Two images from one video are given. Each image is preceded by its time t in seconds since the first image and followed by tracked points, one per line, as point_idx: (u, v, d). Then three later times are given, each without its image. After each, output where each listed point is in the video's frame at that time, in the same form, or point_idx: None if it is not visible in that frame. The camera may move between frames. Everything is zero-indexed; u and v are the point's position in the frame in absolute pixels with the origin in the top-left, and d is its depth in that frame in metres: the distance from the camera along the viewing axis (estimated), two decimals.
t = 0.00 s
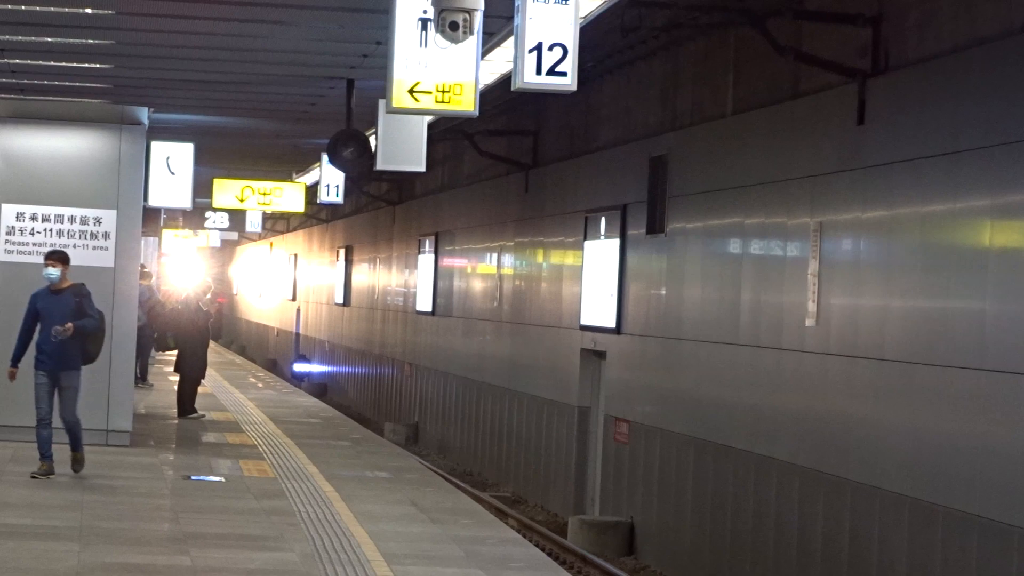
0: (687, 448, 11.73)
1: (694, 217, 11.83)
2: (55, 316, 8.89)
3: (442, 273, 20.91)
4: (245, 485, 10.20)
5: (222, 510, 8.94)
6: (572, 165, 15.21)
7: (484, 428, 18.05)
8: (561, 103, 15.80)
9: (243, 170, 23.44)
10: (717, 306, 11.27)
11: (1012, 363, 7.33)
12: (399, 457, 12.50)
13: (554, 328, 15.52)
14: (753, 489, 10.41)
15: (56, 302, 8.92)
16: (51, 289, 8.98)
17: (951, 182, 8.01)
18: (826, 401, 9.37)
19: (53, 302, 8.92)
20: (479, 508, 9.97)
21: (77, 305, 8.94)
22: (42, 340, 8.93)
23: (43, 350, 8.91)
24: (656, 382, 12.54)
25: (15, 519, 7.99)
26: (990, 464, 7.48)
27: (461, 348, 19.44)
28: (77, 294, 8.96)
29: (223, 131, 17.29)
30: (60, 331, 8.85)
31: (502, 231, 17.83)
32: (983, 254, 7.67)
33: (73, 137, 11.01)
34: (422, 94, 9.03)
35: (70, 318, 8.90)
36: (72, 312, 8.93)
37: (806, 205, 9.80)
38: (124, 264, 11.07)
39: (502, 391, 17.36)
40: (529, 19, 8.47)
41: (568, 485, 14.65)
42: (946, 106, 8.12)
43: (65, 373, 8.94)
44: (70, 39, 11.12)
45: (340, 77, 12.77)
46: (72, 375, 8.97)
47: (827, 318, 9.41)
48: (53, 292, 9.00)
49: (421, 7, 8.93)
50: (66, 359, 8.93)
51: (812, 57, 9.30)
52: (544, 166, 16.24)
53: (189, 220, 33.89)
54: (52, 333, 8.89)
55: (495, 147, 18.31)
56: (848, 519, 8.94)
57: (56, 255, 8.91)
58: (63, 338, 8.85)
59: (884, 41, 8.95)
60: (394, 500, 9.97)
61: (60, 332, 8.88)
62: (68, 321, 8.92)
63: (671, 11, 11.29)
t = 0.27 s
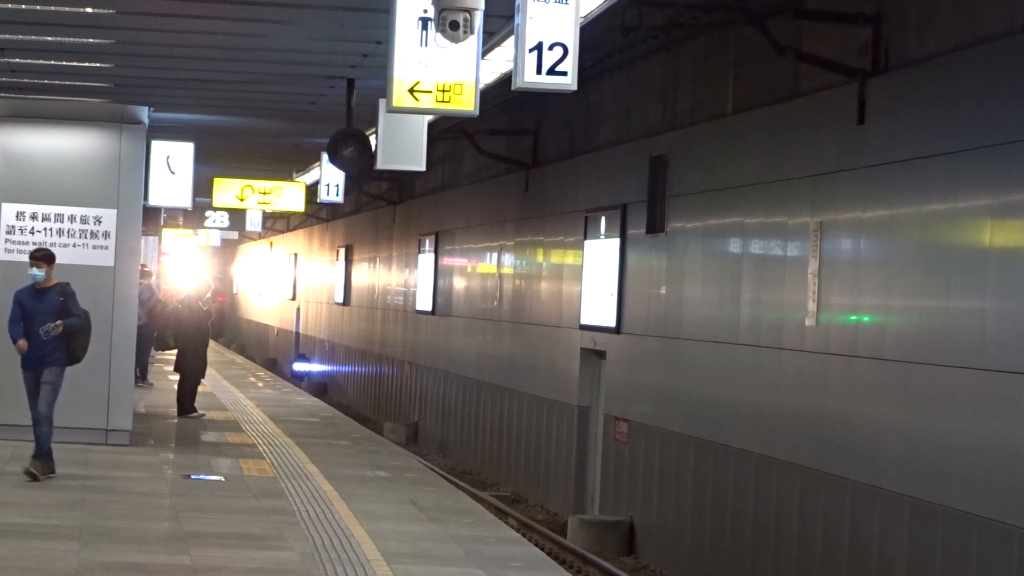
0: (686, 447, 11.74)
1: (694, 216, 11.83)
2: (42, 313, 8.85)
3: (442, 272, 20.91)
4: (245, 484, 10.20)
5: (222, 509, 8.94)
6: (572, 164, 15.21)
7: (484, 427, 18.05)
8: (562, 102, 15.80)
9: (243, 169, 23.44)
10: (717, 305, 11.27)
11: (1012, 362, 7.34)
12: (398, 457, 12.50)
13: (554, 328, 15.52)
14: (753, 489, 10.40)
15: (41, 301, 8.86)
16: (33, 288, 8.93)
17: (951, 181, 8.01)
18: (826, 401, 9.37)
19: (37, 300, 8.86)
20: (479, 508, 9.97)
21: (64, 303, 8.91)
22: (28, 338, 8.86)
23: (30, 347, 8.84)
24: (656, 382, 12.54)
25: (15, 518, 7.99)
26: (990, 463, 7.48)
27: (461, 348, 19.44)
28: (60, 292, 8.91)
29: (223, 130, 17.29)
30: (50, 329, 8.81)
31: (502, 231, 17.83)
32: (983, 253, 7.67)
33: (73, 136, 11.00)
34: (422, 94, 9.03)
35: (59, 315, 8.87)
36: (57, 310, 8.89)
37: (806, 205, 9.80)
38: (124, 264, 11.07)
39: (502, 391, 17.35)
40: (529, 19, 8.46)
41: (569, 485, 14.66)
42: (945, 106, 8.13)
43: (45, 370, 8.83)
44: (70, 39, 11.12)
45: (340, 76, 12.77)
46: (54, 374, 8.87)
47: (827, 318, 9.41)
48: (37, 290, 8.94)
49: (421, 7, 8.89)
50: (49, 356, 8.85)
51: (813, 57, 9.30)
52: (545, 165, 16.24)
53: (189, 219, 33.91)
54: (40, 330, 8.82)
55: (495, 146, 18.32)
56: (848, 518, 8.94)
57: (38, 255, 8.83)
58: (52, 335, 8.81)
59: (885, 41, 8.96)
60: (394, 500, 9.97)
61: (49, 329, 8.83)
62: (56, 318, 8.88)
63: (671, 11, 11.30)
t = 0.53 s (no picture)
0: (686, 447, 11.74)
1: (694, 216, 11.83)
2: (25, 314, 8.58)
3: (442, 272, 20.90)
4: (245, 484, 10.20)
5: (222, 509, 8.93)
6: (572, 164, 15.21)
7: (483, 427, 18.05)
8: (562, 102, 15.79)
9: (243, 169, 23.43)
10: (717, 305, 11.27)
11: (1011, 362, 7.34)
12: (398, 457, 12.50)
13: (554, 327, 15.52)
14: (752, 489, 10.40)
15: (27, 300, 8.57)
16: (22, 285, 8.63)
17: (951, 181, 8.01)
18: (826, 400, 9.37)
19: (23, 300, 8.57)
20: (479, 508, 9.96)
21: (48, 304, 8.62)
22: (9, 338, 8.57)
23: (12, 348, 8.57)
24: (655, 381, 12.54)
25: (15, 517, 7.99)
26: (990, 463, 7.48)
27: (460, 348, 19.44)
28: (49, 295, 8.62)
29: (223, 130, 17.29)
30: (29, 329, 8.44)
31: (501, 231, 17.82)
32: (983, 253, 7.67)
33: (72, 136, 10.99)
34: (422, 93, 9.04)
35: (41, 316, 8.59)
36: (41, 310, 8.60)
37: (805, 205, 9.80)
38: (124, 263, 11.07)
39: (502, 391, 17.35)
40: (529, 18, 8.45)
41: (568, 484, 14.66)
42: (945, 106, 8.12)
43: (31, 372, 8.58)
44: (69, 38, 11.11)
45: (340, 76, 12.76)
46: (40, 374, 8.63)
47: (827, 318, 9.41)
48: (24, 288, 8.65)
49: (420, 6, 8.86)
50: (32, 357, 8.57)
51: (813, 56, 9.29)
52: (544, 165, 16.24)
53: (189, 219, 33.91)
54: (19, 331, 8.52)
55: (495, 146, 18.31)
56: (848, 518, 8.94)
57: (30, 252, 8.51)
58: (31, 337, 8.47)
59: (884, 40, 8.95)
60: (393, 499, 9.97)
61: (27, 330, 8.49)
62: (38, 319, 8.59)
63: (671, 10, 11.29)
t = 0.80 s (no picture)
0: (685, 446, 11.74)
1: (692, 215, 11.83)
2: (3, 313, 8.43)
3: (440, 272, 20.90)
4: (244, 483, 10.20)
5: (221, 509, 8.93)
6: (570, 163, 15.21)
7: (482, 426, 18.04)
8: (560, 101, 15.79)
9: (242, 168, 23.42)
10: (715, 304, 11.27)
11: (1010, 360, 7.35)
12: (397, 456, 12.50)
13: (552, 327, 15.52)
14: (751, 488, 10.41)
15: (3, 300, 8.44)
16: None
17: (950, 180, 8.01)
18: (825, 399, 9.37)
19: None
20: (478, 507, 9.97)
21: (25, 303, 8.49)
22: None
23: None
24: (654, 380, 12.55)
25: (13, 517, 7.99)
26: (988, 461, 7.49)
27: (459, 347, 19.44)
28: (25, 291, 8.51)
29: (222, 129, 17.29)
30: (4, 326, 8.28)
31: (500, 230, 17.82)
32: (981, 251, 7.68)
33: (71, 135, 10.98)
34: (421, 92, 9.03)
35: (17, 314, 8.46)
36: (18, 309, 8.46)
37: (804, 204, 9.80)
38: (123, 263, 11.06)
39: (500, 390, 17.36)
40: (528, 17, 8.46)
41: (567, 484, 14.66)
42: (944, 105, 8.13)
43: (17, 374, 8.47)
44: (67, 38, 11.11)
45: (338, 75, 12.76)
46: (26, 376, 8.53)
47: (825, 317, 9.42)
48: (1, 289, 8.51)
49: (419, 6, 8.91)
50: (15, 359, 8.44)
51: (811, 56, 9.30)
52: (543, 164, 16.24)
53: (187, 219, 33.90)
54: None
55: (494, 146, 18.31)
56: (847, 517, 8.94)
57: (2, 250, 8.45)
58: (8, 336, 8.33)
59: (883, 40, 8.96)
60: (392, 498, 9.97)
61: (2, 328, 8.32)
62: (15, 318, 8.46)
63: (669, 10, 11.30)
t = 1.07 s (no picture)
0: (683, 447, 11.74)
1: (691, 216, 11.83)
2: None
3: (438, 272, 20.90)
4: (242, 484, 10.19)
5: (219, 509, 8.93)
6: (568, 164, 15.21)
7: (480, 427, 18.04)
8: (558, 102, 15.79)
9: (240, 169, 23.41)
10: (714, 305, 11.27)
11: (1008, 361, 7.35)
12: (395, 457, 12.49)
13: (550, 327, 15.52)
14: (749, 489, 10.41)
15: None
16: None
17: (949, 180, 8.01)
18: (823, 399, 9.37)
19: None
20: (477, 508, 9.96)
21: None
22: None
23: None
24: (652, 381, 12.54)
25: (11, 517, 7.99)
26: (986, 462, 7.49)
27: (457, 348, 19.44)
28: None
29: (220, 130, 17.27)
30: None
31: (498, 230, 17.82)
32: (980, 252, 7.68)
33: (68, 136, 10.96)
34: (420, 93, 9.00)
35: None
36: None
37: (803, 205, 9.80)
38: (121, 263, 11.05)
39: (499, 391, 17.35)
40: (526, 18, 8.47)
41: (565, 485, 14.65)
42: (942, 106, 8.13)
43: None
44: (66, 38, 11.10)
45: (336, 76, 12.76)
46: None
47: (824, 317, 9.41)
48: None
49: (417, 7, 8.94)
50: None
51: (810, 56, 9.30)
52: (541, 165, 16.23)
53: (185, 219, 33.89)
54: None
55: (492, 146, 18.31)
56: (845, 517, 8.95)
57: None
58: None
59: (881, 40, 8.97)
60: (391, 499, 9.96)
61: None
62: None
63: (667, 10, 11.30)
